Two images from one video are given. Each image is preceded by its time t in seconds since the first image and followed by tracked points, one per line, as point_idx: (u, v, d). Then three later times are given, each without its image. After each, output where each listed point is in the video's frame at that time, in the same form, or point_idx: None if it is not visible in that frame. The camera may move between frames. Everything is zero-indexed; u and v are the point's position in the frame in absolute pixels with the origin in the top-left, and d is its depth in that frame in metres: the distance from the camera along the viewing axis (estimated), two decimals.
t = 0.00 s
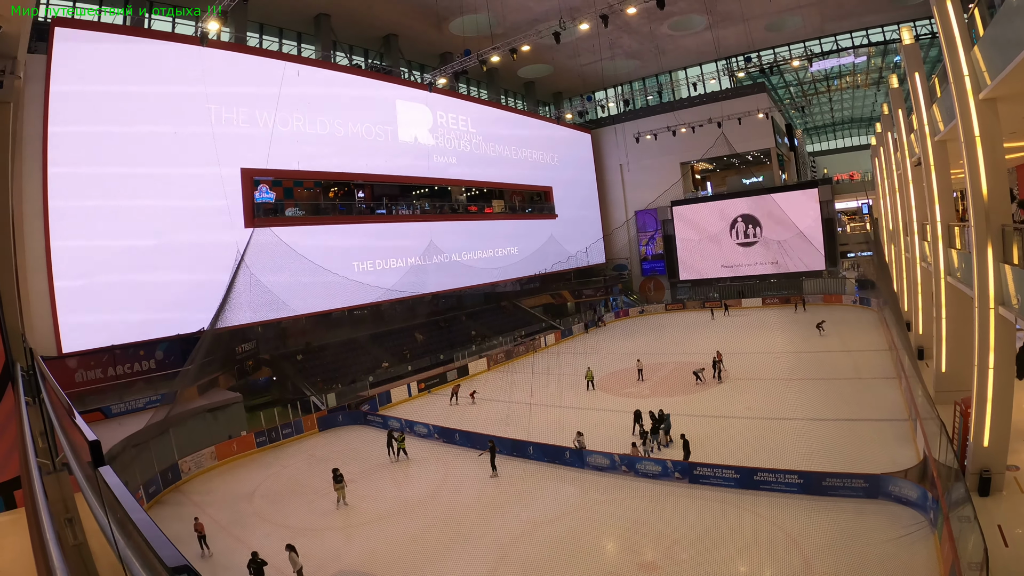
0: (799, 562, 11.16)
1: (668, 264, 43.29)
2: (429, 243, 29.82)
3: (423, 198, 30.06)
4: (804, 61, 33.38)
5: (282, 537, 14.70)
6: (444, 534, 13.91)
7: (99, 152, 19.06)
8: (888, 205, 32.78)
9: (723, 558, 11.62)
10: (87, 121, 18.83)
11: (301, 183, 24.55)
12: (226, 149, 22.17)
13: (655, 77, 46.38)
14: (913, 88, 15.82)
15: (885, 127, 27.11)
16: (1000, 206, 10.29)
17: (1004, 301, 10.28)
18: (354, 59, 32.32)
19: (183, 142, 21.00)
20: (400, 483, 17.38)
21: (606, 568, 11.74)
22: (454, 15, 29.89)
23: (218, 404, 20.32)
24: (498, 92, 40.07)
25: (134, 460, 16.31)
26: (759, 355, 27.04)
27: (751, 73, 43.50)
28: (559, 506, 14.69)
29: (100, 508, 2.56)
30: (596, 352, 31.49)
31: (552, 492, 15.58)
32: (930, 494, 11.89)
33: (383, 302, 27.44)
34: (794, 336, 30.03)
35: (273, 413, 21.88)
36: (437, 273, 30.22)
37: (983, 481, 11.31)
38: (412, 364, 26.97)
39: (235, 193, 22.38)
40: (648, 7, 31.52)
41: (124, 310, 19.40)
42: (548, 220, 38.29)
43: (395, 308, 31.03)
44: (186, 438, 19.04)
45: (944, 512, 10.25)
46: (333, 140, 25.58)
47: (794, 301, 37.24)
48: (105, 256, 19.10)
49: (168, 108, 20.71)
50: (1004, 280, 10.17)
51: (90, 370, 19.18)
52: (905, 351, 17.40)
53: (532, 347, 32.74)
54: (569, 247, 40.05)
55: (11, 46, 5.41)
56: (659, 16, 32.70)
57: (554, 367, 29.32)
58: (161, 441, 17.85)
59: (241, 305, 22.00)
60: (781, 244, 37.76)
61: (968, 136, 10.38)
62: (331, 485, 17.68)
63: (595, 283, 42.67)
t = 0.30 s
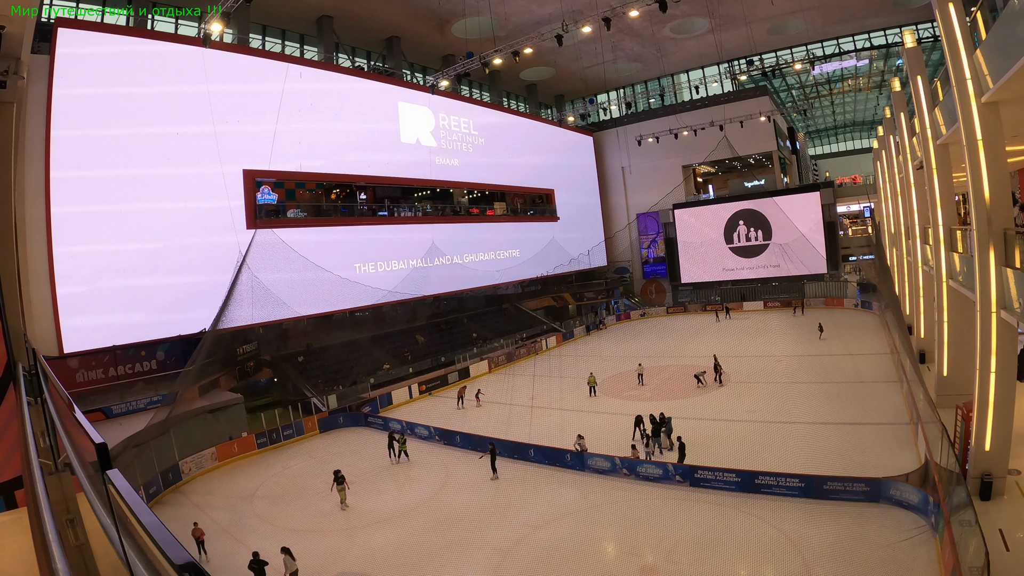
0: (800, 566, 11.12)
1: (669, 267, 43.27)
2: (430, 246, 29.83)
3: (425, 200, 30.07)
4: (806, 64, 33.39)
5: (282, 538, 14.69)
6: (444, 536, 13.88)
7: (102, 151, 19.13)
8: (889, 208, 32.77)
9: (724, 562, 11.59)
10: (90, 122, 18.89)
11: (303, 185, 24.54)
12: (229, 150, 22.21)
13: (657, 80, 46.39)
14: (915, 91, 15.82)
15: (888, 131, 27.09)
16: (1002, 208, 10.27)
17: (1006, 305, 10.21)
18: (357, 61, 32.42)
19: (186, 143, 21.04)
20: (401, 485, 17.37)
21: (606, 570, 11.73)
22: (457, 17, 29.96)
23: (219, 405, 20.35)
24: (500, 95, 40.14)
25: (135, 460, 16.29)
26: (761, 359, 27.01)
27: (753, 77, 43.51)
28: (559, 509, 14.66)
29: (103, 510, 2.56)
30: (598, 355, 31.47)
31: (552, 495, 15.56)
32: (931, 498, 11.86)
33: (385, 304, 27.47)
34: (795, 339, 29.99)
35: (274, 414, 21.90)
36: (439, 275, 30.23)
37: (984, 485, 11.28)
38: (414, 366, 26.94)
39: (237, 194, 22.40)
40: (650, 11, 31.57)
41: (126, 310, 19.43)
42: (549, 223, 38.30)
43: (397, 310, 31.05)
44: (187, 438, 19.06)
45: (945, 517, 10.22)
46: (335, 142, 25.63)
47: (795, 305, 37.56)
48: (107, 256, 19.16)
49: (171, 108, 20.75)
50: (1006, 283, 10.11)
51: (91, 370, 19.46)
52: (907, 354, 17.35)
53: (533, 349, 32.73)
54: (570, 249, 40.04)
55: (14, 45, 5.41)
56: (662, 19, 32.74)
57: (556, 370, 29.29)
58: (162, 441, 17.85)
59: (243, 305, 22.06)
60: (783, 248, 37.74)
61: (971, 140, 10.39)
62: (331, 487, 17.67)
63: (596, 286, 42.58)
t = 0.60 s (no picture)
0: (801, 570, 11.09)
1: (671, 270, 43.23)
2: (432, 247, 29.86)
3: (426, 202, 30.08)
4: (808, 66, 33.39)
5: (283, 540, 14.67)
6: (445, 538, 13.87)
7: (103, 151, 19.17)
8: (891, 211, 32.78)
9: (726, 564, 11.58)
10: (92, 122, 18.95)
11: (305, 187, 24.53)
12: (230, 152, 22.24)
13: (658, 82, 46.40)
14: (917, 93, 15.79)
15: (889, 133, 27.07)
16: (1004, 210, 10.24)
17: (1007, 308, 10.15)
18: (358, 63, 32.48)
19: (187, 144, 21.07)
20: (402, 486, 17.37)
21: (607, 572, 11.72)
22: (459, 19, 30.00)
23: (221, 406, 20.34)
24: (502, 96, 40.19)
25: (136, 461, 16.28)
26: (763, 362, 26.98)
27: (755, 79, 43.50)
28: (560, 511, 14.64)
29: (104, 511, 2.55)
30: (599, 357, 31.45)
31: (553, 497, 15.54)
32: (933, 501, 11.83)
33: (386, 305, 27.48)
34: (797, 342, 29.94)
35: (275, 416, 21.95)
36: (440, 277, 30.23)
37: (986, 488, 11.28)
38: (415, 368, 26.94)
39: (239, 195, 22.41)
40: (652, 13, 31.60)
41: (128, 311, 19.48)
42: (551, 225, 38.30)
43: (398, 312, 31.01)
44: (187, 439, 19.07)
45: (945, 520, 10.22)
46: (337, 144, 25.65)
47: (796, 307, 37.59)
48: (108, 257, 19.19)
49: (172, 108, 20.77)
50: (1008, 286, 10.07)
51: (93, 370, 19.48)
52: (908, 357, 17.34)
53: (534, 352, 32.72)
54: (571, 251, 40.02)
55: (17, 46, 5.40)
56: (664, 21, 32.76)
57: (557, 372, 29.27)
58: (162, 442, 17.85)
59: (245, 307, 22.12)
60: (785, 250, 37.74)
61: (972, 142, 10.40)
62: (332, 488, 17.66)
63: (597, 288, 42.25)
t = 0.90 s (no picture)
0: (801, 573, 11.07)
1: (672, 272, 43.25)
2: (433, 249, 29.90)
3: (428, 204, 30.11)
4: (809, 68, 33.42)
5: (284, 541, 14.68)
6: (446, 540, 13.85)
7: (107, 152, 19.25)
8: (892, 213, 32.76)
9: (726, 566, 11.57)
10: (94, 124, 18.99)
11: (306, 188, 24.57)
12: (233, 153, 22.28)
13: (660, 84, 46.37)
14: (918, 95, 15.80)
15: (890, 136, 27.07)
16: (1005, 213, 10.22)
17: (1009, 311, 10.16)
18: (360, 64, 32.50)
19: (189, 146, 21.10)
20: (403, 488, 17.39)
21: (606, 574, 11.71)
22: (461, 21, 30.05)
23: (222, 407, 20.36)
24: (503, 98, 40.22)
25: (138, 462, 16.30)
26: (764, 364, 26.96)
27: (756, 81, 43.53)
28: (561, 513, 14.63)
29: (107, 511, 2.56)
30: (600, 359, 31.44)
31: (554, 499, 15.52)
32: (934, 504, 11.81)
33: (387, 307, 27.50)
34: (798, 344, 29.92)
35: (276, 416, 22.10)
36: (441, 278, 30.26)
37: (987, 491, 11.25)
38: (416, 370, 26.96)
39: (241, 196, 22.43)
40: (654, 15, 31.65)
41: (129, 311, 19.52)
42: (552, 227, 38.31)
43: (399, 313, 30.99)
44: (188, 440, 19.06)
45: (946, 523, 10.24)
46: (338, 145, 25.69)
47: (796, 310, 37.35)
48: (110, 258, 19.21)
49: (175, 108, 20.80)
50: (1009, 289, 10.05)
51: (94, 371, 19.40)
52: (909, 360, 17.35)
53: (535, 353, 32.73)
54: (573, 253, 40.04)
55: (19, 47, 5.40)
56: (665, 24, 32.80)
57: (559, 374, 29.28)
58: (163, 442, 17.85)
59: (247, 306, 22.14)
60: (786, 252, 37.70)
61: (973, 144, 10.39)
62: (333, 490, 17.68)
63: (598, 290, 41.64)
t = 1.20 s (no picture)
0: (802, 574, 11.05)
1: (673, 273, 43.27)
2: (434, 250, 29.91)
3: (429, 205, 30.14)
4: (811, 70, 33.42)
5: (284, 541, 14.70)
6: (447, 540, 13.86)
7: (108, 152, 19.28)
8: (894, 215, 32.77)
9: (727, 567, 11.57)
10: (97, 125, 19.05)
11: (307, 189, 24.63)
12: (234, 154, 22.31)
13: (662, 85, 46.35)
14: (920, 97, 15.76)
15: (892, 137, 27.05)
16: (1007, 215, 10.21)
17: (1011, 313, 10.18)
18: (362, 65, 32.50)
19: (191, 147, 21.14)
20: (404, 488, 17.40)
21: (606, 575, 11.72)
22: (462, 22, 30.06)
23: (222, 407, 20.39)
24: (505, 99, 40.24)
25: (139, 462, 16.31)
26: (765, 366, 26.94)
27: (758, 82, 43.51)
28: (562, 514, 14.63)
29: (107, 510, 2.56)
30: (601, 361, 31.41)
31: (554, 500, 15.52)
32: (935, 506, 11.77)
33: (388, 308, 27.52)
34: (799, 346, 29.87)
35: (277, 417, 22.09)
36: (442, 279, 30.26)
37: (988, 493, 11.21)
38: (416, 370, 27.01)
39: (242, 197, 22.45)
40: (655, 16, 31.67)
41: (131, 311, 19.56)
42: (553, 228, 38.32)
43: (400, 314, 30.97)
44: (189, 440, 19.06)
45: (946, 523, 10.29)
46: (340, 146, 25.73)
47: (796, 311, 37.21)
48: (112, 259, 19.26)
49: (176, 108, 20.83)
50: (1011, 291, 10.04)
51: (95, 371, 19.27)
52: (909, 362, 17.36)
53: (536, 354, 32.73)
54: (574, 254, 40.05)
55: (20, 47, 5.43)
56: (667, 25, 32.81)
57: (560, 375, 29.27)
58: (164, 443, 17.87)
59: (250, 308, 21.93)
60: (787, 254, 37.59)
61: (976, 147, 10.37)
62: (333, 490, 17.69)
63: (601, 292, 41.27)
